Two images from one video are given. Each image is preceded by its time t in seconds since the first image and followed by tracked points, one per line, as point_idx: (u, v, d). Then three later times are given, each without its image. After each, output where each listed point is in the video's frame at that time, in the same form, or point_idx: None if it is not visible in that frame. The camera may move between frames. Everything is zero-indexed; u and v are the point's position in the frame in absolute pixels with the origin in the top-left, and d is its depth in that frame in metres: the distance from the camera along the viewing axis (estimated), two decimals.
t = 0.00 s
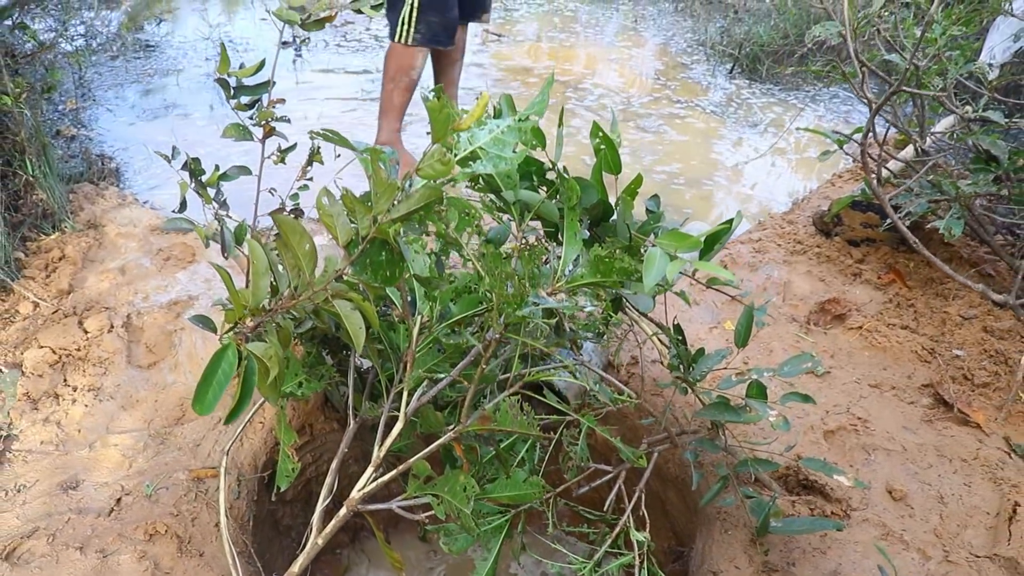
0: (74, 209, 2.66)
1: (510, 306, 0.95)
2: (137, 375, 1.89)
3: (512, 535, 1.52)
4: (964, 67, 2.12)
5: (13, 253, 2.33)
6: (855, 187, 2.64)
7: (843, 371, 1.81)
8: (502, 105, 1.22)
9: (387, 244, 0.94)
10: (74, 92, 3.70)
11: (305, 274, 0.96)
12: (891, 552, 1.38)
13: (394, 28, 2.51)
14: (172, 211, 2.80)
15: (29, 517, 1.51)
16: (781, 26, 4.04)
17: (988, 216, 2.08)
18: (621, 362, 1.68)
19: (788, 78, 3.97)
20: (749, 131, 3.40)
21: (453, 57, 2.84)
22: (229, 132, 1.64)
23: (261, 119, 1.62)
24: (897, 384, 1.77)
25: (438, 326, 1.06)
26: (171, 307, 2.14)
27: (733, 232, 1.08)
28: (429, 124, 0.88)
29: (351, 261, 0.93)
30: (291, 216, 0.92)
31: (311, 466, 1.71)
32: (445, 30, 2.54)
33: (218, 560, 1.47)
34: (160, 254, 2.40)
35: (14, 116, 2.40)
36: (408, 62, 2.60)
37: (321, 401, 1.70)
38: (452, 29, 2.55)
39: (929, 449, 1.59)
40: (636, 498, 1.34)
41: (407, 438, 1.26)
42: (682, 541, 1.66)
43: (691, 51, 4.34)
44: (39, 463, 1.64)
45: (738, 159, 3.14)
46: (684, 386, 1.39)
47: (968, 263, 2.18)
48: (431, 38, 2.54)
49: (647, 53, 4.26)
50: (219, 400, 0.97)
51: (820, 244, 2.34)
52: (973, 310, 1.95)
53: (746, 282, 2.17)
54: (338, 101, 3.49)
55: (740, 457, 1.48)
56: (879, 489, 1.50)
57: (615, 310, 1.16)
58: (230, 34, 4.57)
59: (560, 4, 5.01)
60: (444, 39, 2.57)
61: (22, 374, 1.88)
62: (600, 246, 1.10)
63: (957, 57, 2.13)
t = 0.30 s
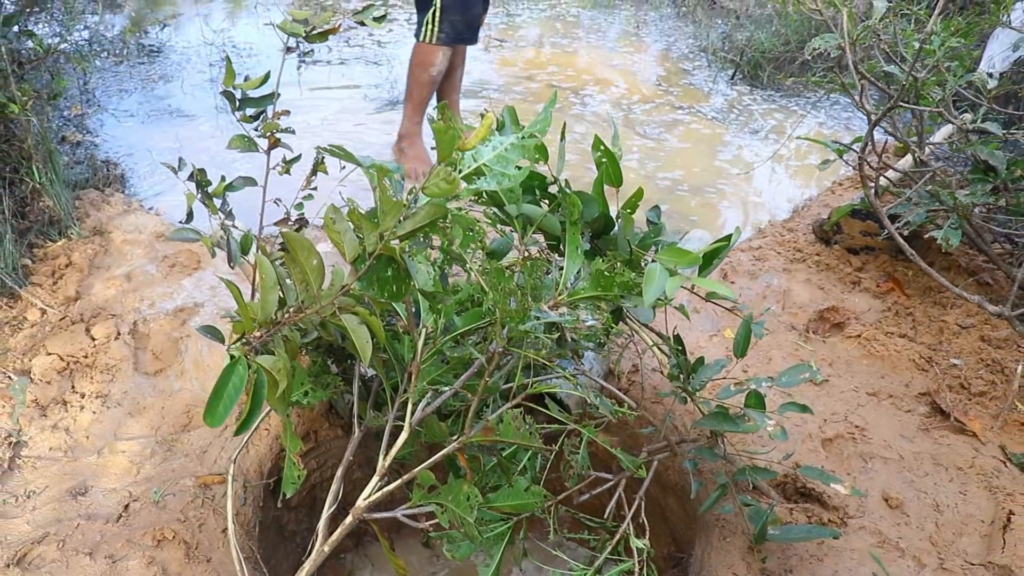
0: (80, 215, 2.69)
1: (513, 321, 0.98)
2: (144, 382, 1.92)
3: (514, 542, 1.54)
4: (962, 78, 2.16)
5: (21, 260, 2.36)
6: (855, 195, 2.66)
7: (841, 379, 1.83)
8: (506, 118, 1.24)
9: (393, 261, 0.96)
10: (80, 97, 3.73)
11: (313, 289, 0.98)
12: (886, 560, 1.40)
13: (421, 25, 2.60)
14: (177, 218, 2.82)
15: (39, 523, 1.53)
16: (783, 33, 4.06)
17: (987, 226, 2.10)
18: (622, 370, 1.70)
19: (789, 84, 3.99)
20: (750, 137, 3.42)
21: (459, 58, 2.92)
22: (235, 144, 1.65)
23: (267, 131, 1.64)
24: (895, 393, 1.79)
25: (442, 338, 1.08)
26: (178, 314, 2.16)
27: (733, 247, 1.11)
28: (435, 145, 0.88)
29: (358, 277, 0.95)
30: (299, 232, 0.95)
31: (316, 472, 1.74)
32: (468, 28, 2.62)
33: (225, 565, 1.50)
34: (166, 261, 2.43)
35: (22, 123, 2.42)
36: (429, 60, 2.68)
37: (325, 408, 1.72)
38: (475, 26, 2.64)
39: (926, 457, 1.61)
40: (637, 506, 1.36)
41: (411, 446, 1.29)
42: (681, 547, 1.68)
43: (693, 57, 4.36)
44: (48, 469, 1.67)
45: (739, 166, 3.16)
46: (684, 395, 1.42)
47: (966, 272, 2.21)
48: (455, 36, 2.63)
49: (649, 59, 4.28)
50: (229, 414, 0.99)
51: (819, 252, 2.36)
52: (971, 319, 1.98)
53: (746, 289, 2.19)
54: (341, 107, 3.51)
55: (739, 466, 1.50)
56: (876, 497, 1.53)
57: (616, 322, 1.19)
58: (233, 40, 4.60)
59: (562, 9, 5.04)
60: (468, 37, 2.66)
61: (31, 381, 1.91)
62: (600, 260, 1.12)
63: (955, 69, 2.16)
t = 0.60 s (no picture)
0: (86, 220, 2.71)
1: (517, 333, 1.00)
2: (151, 388, 1.94)
3: (517, 546, 1.56)
4: (961, 86, 2.18)
5: (28, 265, 2.38)
6: (856, 201, 2.68)
7: (841, 386, 1.85)
8: (510, 128, 1.26)
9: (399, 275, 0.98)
10: (85, 101, 3.75)
11: (319, 301, 1.00)
12: (884, 565, 1.42)
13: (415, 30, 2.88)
14: (182, 222, 2.85)
15: (47, 527, 1.55)
16: (785, 37, 4.08)
17: (986, 233, 2.12)
18: (624, 377, 1.72)
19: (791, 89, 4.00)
20: (753, 142, 3.44)
21: (464, 63, 3.13)
22: (241, 152, 1.67)
23: (273, 140, 1.65)
24: (894, 399, 1.81)
25: (446, 348, 1.10)
26: (183, 319, 2.19)
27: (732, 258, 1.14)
28: (440, 161, 0.90)
29: (365, 289, 0.97)
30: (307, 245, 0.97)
31: (320, 476, 1.75)
32: (454, 36, 2.85)
33: (232, 570, 1.52)
34: (171, 266, 2.45)
35: (28, 129, 2.44)
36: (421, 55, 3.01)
37: (329, 413, 1.74)
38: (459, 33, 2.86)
39: (924, 463, 1.63)
40: (638, 511, 1.37)
41: (415, 453, 1.30)
42: (681, 552, 1.70)
43: (695, 61, 4.38)
44: (56, 474, 1.69)
45: (741, 170, 3.17)
46: (685, 403, 1.43)
47: (966, 278, 2.22)
48: (444, 43, 2.88)
49: (652, 63, 4.30)
50: (239, 423, 1.01)
51: (819, 258, 2.38)
52: (969, 325, 2.00)
53: (747, 295, 2.21)
54: (345, 111, 3.52)
55: (740, 473, 1.52)
56: (875, 503, 1.54)
57: (619, 331, 1.21)
58: (238, 43, 4.63)
59: (565, 13, 5.06)
60: (456, 44, 2.89)
61: (39, 386, 1.93)
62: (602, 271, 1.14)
63: (954, 77, 2.18)
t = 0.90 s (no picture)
0: (88, 229, 2.72)
1: (518, 342, 1.02)
2: (155, 397, 1.95)
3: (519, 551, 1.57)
4: (955, 89, 2.21)
5: (31, 275, 2.39)
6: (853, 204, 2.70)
7: (839, 388, 1.87)
8: (509, 137, 1.28)
9: (402, 287, 1.00)
10: (85, 110, 3.77)
11: (323, 311, 1.03)
12: (883, 567, 1.44)
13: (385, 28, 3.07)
14: (184, 231, 2.86)
15: (54, 537, 1.57)
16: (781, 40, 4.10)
17: (982, 235, 2.14)
18: (624, 382, 1.73)
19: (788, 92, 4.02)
20: (751, 144, 3.45)
21: (458, 71, 3.17)
22: (242, 163, 1.68)
23: (274, 151, 1.66)
24: (892, 401, 1.83)
25: (448, 357, 1.12)
26: (186, 327, 2.20)
27: (729, 267, 1.16)
28: (442, 175, 0.92)
29: (368, 301, 0.99)
30: (310, 257, 1.00)
31: (324, 483, 1.77)
32: (413, 42, 3.02)
33: None
34: (174, 274, 2.47)
35: (30, 139, 2.46)
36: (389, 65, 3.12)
37: (333, 421, 1.75)
38: (417, 41, 3.02)
39: (922, 465, 1.64)
40: (638, 516, 1.39)
41: (419, 460, 1.32)
42: (682, 555, 1.72)
43: (692, 64, 4.40)
44: (63, 483, 1.70)
45: (739, 173, 3.19)
46: (685, 408, 1.45)
47: (963, 280, 2.24)
48: (404, 47, 3.04)
49: (649, 66, 4.32)
50: (245, 434, 1.03)
51: (817, 260, 2.40)
52: (966, 327, 2.01)
53: (746, 299, 2.22)
54: (344, 117, 3.54)
55: (740, 476, 1.53)
56: (874, 505, 1.56)
57: (619, 340, 1.23)
58: (237, 50, 4.65)
59: (562, 17, 5.08)
60: (416, 51, 3.05)
61: (44, 396, 1.95)
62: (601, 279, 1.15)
63: (949, 80, 2.20)
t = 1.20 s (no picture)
0: (91, 247, 2.74)
1: (520, 364, 1.04)
2: (159, 415, 1.97)
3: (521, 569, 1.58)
4: (951, 108, 2.23)
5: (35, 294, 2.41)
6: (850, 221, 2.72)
7: (838, 405, 1.88)
8: (509, 159, 1.30)
9: (406, 311, 1.03)
10: (88, 128, 3.79)
11: (328, 333, 1.06)
12: None
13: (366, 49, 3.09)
14: (187, 249, 2.89)
15: (58, 556, 1.58)
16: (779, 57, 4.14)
17: (979, 252, 2.16)
18: (624, 400, 1.75)
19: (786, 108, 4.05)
20: (749, 161, 3.48)
21: (454, 90, 3.22)
22: (246, 184, 1.70)
23: (278, 172, 1.67)
24: (891, 418, 1.84)
25: (451, 378, 1.14)
26: (189, 346, 2.22)
27: (727, 289, 1.18)
28: (445, 201, 0.95)
29: (372, 324, 1.02)
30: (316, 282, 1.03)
31: (326, 502, 1.78)
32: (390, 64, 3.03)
33: None
34: (177, 293, 2.48)
35: (35, 158, 2.50)
36: (379, 89, 3.13)
37: (335, 439, 1.76)
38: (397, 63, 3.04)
39: (921, 482, 1.65)
40: (639, 535, 1.39)
41: (421, 480, 1.33)
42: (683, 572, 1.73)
43: (691, 81, 4.44)
44: (67, 502, 1.71)
45: (738, 190, 3.21)
46: (685, 427, 1.46)
47: (961, 296, 2.26)
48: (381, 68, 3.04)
49: (648, 83, 4.36)
50: (251, 456, 1.08)
51: (816, 277, 2.41)
52: (964, 344, 2.03)
53: (745, 316, 2.24)
54: (345, 135, 3.57)
55: (740, 495, 1.54)
56: (873, 522, 1.57)
57: (621, 362, 1.26)
58: (239, 68, 4.69)
59: (561, 35, 5.12)
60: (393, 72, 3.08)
61: (48, 415, 1.96)
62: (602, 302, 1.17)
63: (944, 99, 2.22)
